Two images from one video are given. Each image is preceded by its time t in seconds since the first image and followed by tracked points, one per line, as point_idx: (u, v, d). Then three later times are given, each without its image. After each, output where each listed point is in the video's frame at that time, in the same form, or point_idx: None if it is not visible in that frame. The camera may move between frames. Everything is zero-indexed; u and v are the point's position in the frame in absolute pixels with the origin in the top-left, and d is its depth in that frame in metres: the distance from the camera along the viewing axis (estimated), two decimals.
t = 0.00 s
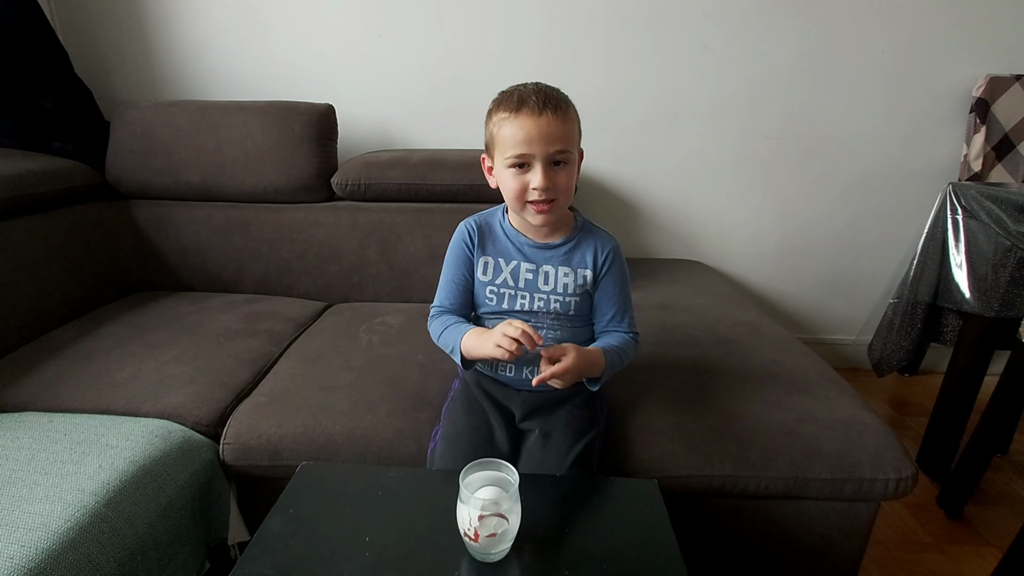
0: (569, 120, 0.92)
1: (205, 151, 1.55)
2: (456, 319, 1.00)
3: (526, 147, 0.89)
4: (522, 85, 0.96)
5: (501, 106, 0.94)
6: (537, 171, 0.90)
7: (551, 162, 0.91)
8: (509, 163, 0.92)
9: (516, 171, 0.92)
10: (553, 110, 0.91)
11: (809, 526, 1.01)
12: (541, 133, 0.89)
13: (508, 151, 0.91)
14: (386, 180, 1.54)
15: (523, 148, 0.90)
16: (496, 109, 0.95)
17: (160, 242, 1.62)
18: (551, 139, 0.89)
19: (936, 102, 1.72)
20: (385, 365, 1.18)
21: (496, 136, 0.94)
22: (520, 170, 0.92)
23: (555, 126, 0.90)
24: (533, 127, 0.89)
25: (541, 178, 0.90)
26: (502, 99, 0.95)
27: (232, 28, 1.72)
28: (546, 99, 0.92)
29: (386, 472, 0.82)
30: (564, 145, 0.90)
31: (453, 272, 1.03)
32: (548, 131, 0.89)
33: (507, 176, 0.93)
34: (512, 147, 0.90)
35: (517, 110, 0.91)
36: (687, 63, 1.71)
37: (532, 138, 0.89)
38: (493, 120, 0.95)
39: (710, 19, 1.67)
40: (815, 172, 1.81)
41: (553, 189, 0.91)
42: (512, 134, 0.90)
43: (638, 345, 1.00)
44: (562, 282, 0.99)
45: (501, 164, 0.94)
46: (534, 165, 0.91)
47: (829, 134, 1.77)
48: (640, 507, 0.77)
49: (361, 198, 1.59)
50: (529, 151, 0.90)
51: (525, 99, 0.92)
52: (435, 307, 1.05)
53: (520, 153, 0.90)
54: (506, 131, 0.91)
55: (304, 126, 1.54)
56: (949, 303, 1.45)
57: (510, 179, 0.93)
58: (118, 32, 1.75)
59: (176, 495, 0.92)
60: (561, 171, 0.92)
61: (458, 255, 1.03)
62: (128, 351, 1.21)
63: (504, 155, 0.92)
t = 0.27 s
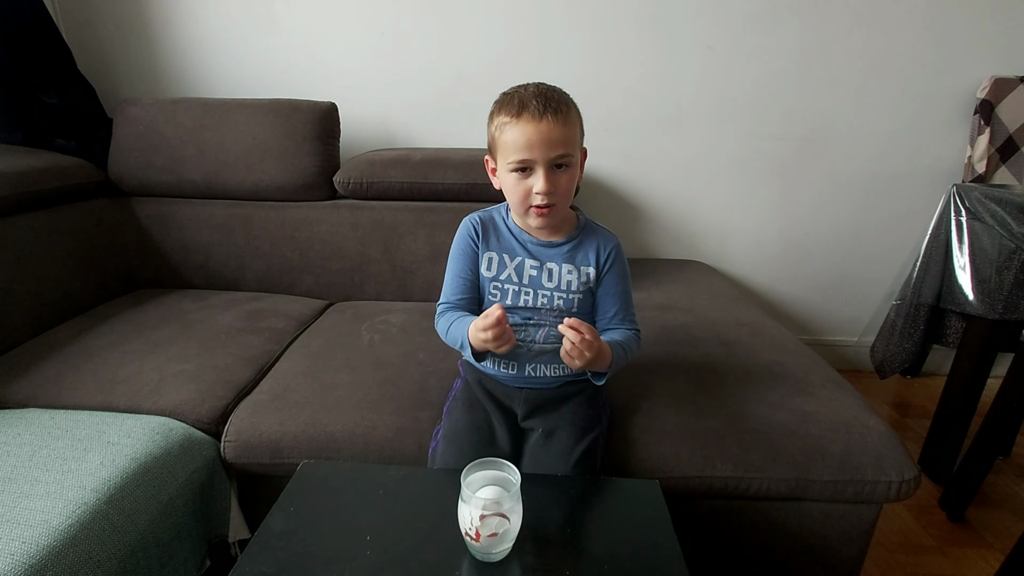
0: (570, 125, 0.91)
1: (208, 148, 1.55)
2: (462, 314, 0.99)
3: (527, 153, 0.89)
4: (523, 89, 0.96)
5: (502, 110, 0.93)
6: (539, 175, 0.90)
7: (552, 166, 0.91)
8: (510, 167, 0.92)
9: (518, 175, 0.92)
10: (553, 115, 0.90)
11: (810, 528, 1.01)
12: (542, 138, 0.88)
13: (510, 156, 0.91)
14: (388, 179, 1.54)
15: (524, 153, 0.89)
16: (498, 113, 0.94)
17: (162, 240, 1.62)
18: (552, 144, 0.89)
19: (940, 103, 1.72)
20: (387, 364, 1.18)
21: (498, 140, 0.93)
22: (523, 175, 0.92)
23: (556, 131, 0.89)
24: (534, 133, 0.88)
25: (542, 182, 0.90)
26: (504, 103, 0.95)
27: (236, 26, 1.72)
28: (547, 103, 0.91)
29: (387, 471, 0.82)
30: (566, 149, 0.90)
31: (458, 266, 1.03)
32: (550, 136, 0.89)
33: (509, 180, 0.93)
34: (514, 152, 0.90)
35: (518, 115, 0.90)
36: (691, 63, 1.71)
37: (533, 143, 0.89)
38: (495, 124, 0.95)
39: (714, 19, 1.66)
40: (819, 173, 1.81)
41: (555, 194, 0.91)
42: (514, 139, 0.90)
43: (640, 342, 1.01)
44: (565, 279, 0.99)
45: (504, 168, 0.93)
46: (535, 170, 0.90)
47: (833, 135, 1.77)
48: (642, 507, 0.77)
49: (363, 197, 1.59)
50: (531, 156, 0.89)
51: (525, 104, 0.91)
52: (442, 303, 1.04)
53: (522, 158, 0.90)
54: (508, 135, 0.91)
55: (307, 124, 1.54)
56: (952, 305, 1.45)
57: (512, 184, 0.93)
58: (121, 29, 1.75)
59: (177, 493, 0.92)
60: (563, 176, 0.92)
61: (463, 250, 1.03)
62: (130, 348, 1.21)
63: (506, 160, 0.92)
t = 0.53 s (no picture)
0: (581, 127, 0.92)
1: (209, 147, 1.55)
2: (468, 318, 0.99)
3: (540, 152, 0.89)
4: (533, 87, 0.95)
5: (512, 107, 0.93)
6: (549, 175, 0.90)
7: (562, 167, 0.91)
8: (520, 165, 0.92)
9: (527, 174, 0.92)
10: (566, 116, 0.90)
11: (811, 529, 1.01)
12: (555, 138, 0.89)
13: (521, 154, 0.91)
14: (390, 178, 1.54)
15: (536, 153, 0.89)
16: (507, 110, 0.93)
17: (164, 238, 1.62)
18: (564, 144, 0.89)
19: (943, 103, 1.71)
20: (388, 363, 1.18)
21: (506, 137, 0.93)
22: (532, 174, 0.91)
23: (569, 132, 0.90)
24: (547, 132, 0.89)
25: (553, 183, 0.90)
26: (512, 99, 0.94)
27: (237, 24, 1.72)
28: (559, 103, 0.91)
29: (387, 471, 0.82)
30: (576, 150, 0.91)
31: (457, 267, 1.03)
32: (563, 136, 0.89)
33: (517, 178, 0.93)
34: (525, 151, 0.90)
35: (530, 113, 0.90)
36: (692, 63, 1.71)
37: (546, 143, 0.89)
38: (503, 121, 0.94)
39: (716, 19, 1.66)
40: (820, 173, 1.80)
41: (564, 195, 0.92)
42: (526, 138, 0.89)
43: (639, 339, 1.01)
44: (564, 279, 0.99)
45: (512, 166, 0.93)
46: (546, 170, 0.91)
47: (835, 136, 1.76)
48: (643, 508, 0.77)
49: (364, 196, 1.58)
50: (543, 156, 0.89)
51: (538, 102, 0.91)
52: (445, 306, 1.04)
53: (533, 157, 0.90)
54: (519, 134, 0.90)
55: (308, 123, 1.54)
56: (954, 305, 1.44)
57: (520, 182, 0.93)
58: (123, 28, 1.75)
59: (178, 492, 0.92)
60: (572, 176, 0.92)
61: (462, 251, 1.03)
62: (131, 347, 1.21)
63: (515, 158, 0.92)
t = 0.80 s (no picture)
0: (588, 132, 0.93)
1: (212, 152, 1.56)
2: (469, 326, 1.00)
3: (546, 150, 0.90)
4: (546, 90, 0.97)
5: (522, 107, 0.94)
6: (553, 174, 0.91)
7: (567, 168, 0.92)
8: (524, 163, 0.92)
9: (531, 172, 0.92)
10: (575, 119, 0.92)
11: (815, 533, 1.01)
12: (561, 138, 0.90)
13: (526, 151, 0.91)
14: (392, 182, 1.54)
15: (541, 150, 0.90)
16: (518, 109, 0.95)
17: (167, 243, 1.63)
18: (571, 145, 0.90)
19: (945, 105, 1.71)
20: (391, 367, 1.18)
21: (514, 135, 0.93)
22: (535, 172, 0.92)
23: (577, 134, 0.91)
24: (555, 131, 0.90)
25: (555, 183, 0.90)
26: (523, 100, 0.95)
27: (240, 29, 1.73)
28: (569, 106, 0.93)
29: (391, 476, 0.82)
30: (582, 154, 0.91)
31: (457, 274, 1.03)
32: (570, 138, 0.90)
33: (520, 175, 0.93)
34: (531, 148, 0.91)
35: (540, 113, 0.91)
36: (694, 65, 1.71)
37: (553, 142, 0.89)
38: (512, 119, 0.95)
39: (718, 21, 1.66)
40: (822, 175, 1.80)
41: (565, 196, 0.92)
42: (533, 135, 0.90)
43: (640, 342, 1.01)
44: (564, 285, 1.00)
45: (516, 162, 0.93)
46: (549, 169, 0.91)
47: (837, 138, 1.76)
48: (647, 513, 0.77)
49: (367, 200, 1.59)
50: (548, 154, 0.90)
51: (550, 104, 0.92)
52: (445, 312, 1.04)
53: (538, 155, 0.90)
54: (526, 132, 0.91)
55: (310, 127, 1.55)
56: (957, 307, 1.44)
57: (523, 180, 0.93)
58: (127, 33, 1.76)
59: (182, 496, 0.92)
60: (575, 179, 0.93)
61: (462, 257, 1.03)
62: (136, 351, 1.21)
63: (521, 155, 0.92)
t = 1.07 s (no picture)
0: (591, 134, 0.93)
1: (215, 157, 1.56)
2: (461, 313, 0.98)
3: (545, 152, 0.90)
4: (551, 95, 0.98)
5: (526, 110, 0.95)
6: (552, 176, 0.91)
7: (568, 170, 0.92)
8: (526, 165, 0.93)
9: (532, 173, 0.93)
10: (577, 121, 0.92)
11: (818, 536, 1.01)
12: (561, 140, 0.90)
13: (527, 153, 0.92)
14: (394, 186, 1.55)
15: (542, 152, 0.91)
16: (522, 112, 0.96)
17: (171, 247, 1.64)
18: (571, 147, 0.90)
19: (946, 107, 1.71)
20: (394, 371, 1.19)
21: (516, 138, 0.95)
22: (536, 173, 0.92)
23: (578, 136, 0.91)
24: (555, 133, 0.90)
25: (555, 183, 0.91)
26: (528, 104, 0.96)
27: (244, 35, 1.74)
28: (571, 109, 0.93)
29: (395, 481, 0.83)
30: (583, 155, 0.91)
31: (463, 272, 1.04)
32: (570, 139, 0.90)
33: (522, 176, 0.94)
34: (531, 150, 0.91)
35: (541, 115, 0.92)
36: (695, 68, 1.71)
37: (553, 143, 0.90)
38: (516, 123, 0.96)
39: (718, 25, 1.67)
40: (824, 178, 1.81)
41: (566, 197, 0.92)
42: (534, 137, 0.91)
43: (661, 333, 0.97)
44: (569, 285, 1.00)
45: (518, 164, 0.94)
46: (550, 171, 0.91)
47: (838, 140, 1.76)
48: (650, 517, 0.77)
49: (369, 204, 1.59)
50: (548, 156, 0.90)
51: (552, 107, 0.93)
52: (444, 301, 1.03)
53: (538, 156, 0.91)
54: (527, 134, 0.92)
55: (313, 132, 1.55)
56: (959, 310, 1.43)
57: (525, 182, 0.94)
58: (131, 39, 1.77)
59: (187, 502, 0.92)
60: (577, 181, 0.93)
61: (469, 254, 1.04)
62: (140, 357, 1.22)
63: (522, 157, 0.93)
